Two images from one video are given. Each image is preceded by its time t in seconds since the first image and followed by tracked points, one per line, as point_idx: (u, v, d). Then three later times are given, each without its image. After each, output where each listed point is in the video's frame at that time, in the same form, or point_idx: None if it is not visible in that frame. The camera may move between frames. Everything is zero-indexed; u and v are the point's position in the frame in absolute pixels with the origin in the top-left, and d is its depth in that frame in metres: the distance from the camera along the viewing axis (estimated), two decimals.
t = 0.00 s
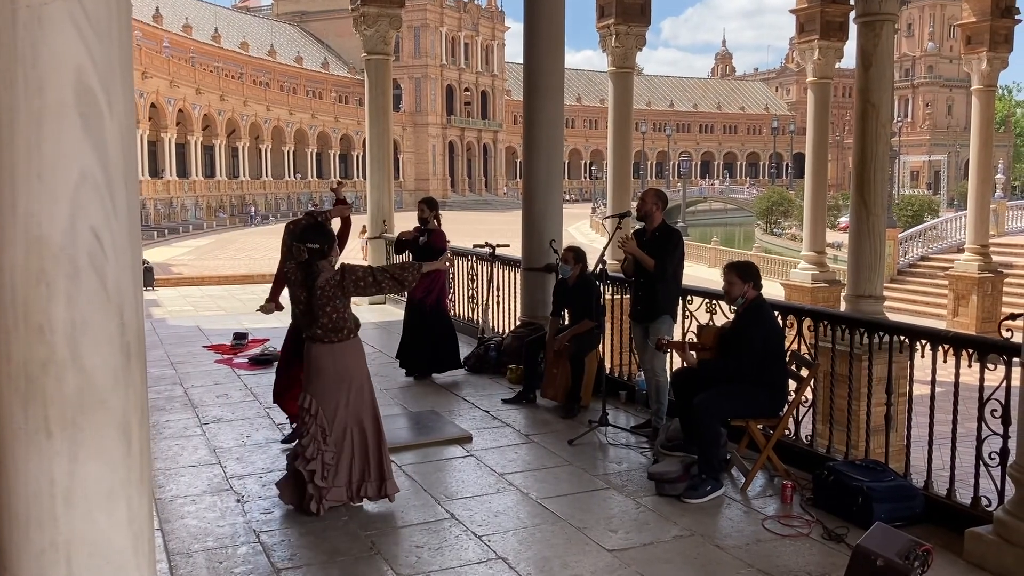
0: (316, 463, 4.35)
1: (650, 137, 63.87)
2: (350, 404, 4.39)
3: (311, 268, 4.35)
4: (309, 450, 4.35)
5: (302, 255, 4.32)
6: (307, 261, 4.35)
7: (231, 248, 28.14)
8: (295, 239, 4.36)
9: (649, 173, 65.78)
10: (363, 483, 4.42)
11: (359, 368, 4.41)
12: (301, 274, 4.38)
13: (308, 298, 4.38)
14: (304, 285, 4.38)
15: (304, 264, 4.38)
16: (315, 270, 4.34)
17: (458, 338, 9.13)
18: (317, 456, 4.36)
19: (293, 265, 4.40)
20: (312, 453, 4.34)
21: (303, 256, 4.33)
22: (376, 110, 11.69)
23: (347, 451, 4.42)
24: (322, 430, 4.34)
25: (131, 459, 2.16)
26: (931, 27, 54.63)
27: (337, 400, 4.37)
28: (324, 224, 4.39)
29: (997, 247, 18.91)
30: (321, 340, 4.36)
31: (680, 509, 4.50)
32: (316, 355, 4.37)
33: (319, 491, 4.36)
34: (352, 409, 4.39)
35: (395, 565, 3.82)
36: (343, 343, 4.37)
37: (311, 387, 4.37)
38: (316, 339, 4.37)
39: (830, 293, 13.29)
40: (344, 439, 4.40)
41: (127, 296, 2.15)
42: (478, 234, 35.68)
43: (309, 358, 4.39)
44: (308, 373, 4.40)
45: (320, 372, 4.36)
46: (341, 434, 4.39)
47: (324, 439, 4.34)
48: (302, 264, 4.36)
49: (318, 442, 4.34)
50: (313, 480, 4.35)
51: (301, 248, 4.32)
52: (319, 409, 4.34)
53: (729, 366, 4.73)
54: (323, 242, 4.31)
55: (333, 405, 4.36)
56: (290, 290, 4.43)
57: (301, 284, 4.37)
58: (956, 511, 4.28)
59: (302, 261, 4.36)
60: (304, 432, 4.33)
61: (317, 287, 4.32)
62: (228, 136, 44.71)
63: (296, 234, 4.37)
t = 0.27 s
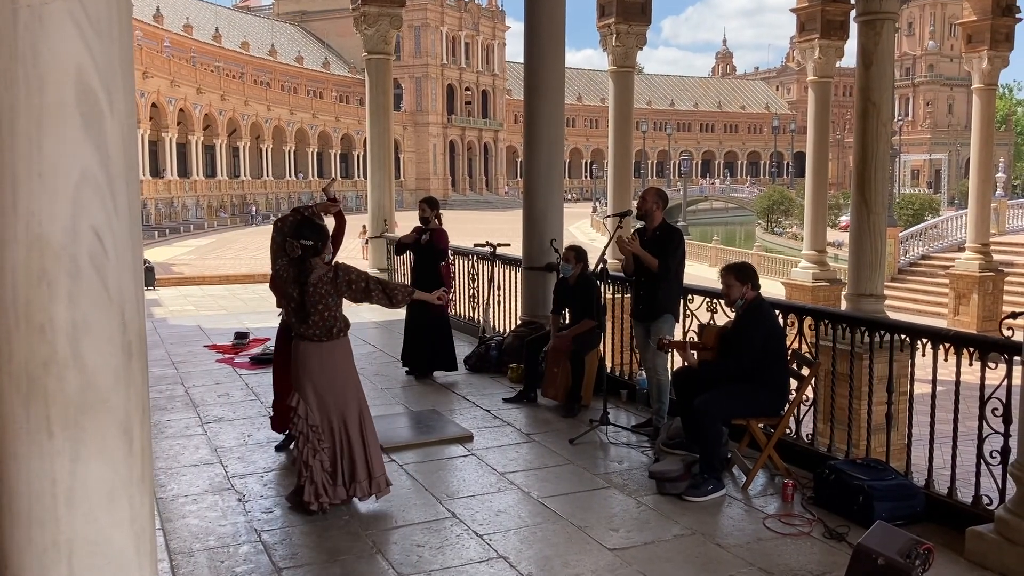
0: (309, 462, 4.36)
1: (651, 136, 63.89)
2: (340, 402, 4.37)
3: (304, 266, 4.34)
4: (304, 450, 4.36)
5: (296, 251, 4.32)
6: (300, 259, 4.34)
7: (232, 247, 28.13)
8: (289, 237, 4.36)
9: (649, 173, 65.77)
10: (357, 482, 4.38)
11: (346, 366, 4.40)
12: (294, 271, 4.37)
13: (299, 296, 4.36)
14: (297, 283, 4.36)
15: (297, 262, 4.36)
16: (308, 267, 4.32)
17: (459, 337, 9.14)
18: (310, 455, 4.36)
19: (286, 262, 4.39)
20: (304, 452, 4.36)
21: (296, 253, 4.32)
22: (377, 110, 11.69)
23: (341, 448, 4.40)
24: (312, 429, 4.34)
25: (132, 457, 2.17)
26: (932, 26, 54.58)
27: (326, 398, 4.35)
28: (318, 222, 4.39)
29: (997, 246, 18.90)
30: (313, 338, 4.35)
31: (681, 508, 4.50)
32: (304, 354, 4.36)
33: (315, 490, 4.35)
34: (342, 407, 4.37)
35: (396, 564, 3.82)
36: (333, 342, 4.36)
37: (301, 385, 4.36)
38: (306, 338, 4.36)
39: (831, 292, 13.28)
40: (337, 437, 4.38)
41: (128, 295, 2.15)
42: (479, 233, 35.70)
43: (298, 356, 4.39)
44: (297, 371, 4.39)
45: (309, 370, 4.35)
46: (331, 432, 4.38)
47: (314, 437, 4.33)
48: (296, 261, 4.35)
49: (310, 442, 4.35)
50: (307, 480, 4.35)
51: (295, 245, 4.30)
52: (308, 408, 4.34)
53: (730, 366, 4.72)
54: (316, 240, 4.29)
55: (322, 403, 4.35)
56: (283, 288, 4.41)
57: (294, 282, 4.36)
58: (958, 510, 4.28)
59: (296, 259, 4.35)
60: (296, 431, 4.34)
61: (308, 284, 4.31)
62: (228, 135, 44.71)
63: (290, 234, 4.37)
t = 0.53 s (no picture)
0: (303, 463, 4.38)
1: (652, 135, 63.87)
2: (332, 401, 4.39)
3: (299, 267, 4.33)
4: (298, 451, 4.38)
5: (293, 251, 4.31)
6: (295, 259, 4.33)
7: (232, 247, 28.16)
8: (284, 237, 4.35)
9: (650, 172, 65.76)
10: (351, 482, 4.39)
11: (338, 367, 4.42)
12: (290, 272, 4.35)
13: (294, 297, 4.35)
14: (291, 284, 4.35)
15: (292, 262, 4.35)
16: (304, 267, 4.32)
17: (460, 336, 9.14)
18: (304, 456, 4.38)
19: (281, 261, 4.37)
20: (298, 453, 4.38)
21: (293, 253, 4.31)
22: (378, 109, 11.69)
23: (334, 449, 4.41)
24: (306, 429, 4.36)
25: (134, 457, 2.17)
26: (933, 24, 54.50)
27: (318, 399, 4.38)
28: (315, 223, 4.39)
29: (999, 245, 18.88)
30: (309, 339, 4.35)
31: (682, 507, 4.51)
32: (295, 354, 4.37)
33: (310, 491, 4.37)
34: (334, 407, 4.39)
35: (397, 564, 3.82)
36: (327, 343, 4.37)
37: (295, 386, 4.37)
38: (298, 339, 4.36)
39: (832, 291, 13.27)
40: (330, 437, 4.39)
41: (130, 295, 2.15)
42: (480, 232, 35.69)
43: (290, 357, 4.39)
44: (289, 372, 4.40)
45: (300, 371, 4.36)
46: (324, 433, 4.39)
47: (308, 438, 4.36)
48: (290, 262, 4.35)
49: (304, 443, 4.37)
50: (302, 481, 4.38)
51: (293, 245, 4.30)
52: (301, 408, 4.37)
53: (730, 365, 4.73)
54: (313, 240, 4.29)
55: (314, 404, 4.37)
56: (278, 288, 4.38)
57: (289, 283, 4.35)
58: (959, 508, 4.29)
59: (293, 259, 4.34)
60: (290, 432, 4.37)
61: (305, 283, 4.31)
62: (229, 135, 44.71)
63: (286, 234, 4.36)
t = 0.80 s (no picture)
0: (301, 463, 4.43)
1: (653, 134, 63.87)
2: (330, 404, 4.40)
3: (301, 268, 4.32)
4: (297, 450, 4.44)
5: (296, 253, 4.27)
6: (297, 260, 4.32)
7: (234, 246, 28.20)
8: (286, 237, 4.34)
9: (651, 171, 65.74)
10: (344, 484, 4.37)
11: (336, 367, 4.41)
12: (292, 273, 4.34)
13: (296, 298, 4.35)
14: (293, 284, 4.34)
15: (295, 263, 4.33)
16: (308, 268, 4.31)
17: (461, 335, 9.15)
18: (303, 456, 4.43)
19: (282, 261, 4.35)
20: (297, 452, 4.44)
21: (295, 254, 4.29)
22: (379, 109, 11.70)
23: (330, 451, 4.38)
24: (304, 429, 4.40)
25: (137, 456, 2.17)
26: (934, 23, 54.44)
27: (315, 399, 4.39)
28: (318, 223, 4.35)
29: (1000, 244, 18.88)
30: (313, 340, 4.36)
31: (684, 506, 4.51)
32: (294, 355, 4.38)
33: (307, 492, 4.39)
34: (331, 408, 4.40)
35: (399, 562, 3.83)
36: (327, 344, 4.38)
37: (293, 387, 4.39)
38: (298, 340, 4.36)
39: (834, 290, 13.26)
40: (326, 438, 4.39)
41: (132, 295, 2.16)
42: (481, 232, 35.70)
43: (288, 357, 4.40)
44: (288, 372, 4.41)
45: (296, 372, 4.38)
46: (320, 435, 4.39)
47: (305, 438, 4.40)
48: (292, 263, 4.33)
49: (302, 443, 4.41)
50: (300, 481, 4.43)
51: (296, 246, 4.27)
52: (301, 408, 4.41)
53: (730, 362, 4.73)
54: (317, 241, 4.25)
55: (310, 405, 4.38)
56: (278, 288, 4.37)
57: (291, 284, 4.34)
58: (961, 507, 4.29)
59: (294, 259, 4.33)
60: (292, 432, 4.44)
61: (307, 285, 4.31)
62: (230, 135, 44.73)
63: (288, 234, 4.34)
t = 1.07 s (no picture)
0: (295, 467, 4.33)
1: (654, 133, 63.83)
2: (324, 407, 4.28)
3: (306, 266, 4.33)
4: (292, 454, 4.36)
5: (305, 251, 4.29)
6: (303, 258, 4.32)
7: (235, 246, 28.20)
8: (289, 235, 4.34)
9: (653, 170, 65.69)
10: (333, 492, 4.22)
11: (336, 369, 4.33)
12: (296, 271, 4.33)
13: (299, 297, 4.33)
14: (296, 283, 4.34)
15: (302, 261, 4.33)
16: (314, 267, 4.31)
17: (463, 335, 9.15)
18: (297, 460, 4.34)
19: (288, 260, 4.35)
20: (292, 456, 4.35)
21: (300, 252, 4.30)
22: (380, 108, 11.70)
23: (323, 456, 4.26)
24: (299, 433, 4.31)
25: (139, 455, 2.17)
26: (936, 21, 54.38)
27: (312, 401, 4.30)
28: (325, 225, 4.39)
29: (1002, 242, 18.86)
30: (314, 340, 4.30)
31: (685, 505, 4.51)
32: (294, 355, 4.33)
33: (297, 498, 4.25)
34: (326, 411, 4.28)
35: (401, 561, 3.83)
36: (328, 344, 4.31)
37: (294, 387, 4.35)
38: (299, 339, 4.31)
39: (835, 289, 13.24)
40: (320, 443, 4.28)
41: (134, 294, 2.16)
42: (483, 231, 35.68)
43: (289, 357, 4.36)
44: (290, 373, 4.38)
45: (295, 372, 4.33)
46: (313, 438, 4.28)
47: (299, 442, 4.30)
48: (296, 261, 4.33)
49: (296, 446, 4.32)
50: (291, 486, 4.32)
51: (304, 244, 4.28)
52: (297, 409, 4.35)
53: (731, 360, 4.73)
54: (327, 241, 4.30)
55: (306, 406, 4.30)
56: (283, 286, 4.36)
57: (295, 282, 4.33)
58: (963, 506, 4.28)
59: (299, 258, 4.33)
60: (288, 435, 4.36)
61: (312, 283, 4.31)
62: (232, 134, 44.74)
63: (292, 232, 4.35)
